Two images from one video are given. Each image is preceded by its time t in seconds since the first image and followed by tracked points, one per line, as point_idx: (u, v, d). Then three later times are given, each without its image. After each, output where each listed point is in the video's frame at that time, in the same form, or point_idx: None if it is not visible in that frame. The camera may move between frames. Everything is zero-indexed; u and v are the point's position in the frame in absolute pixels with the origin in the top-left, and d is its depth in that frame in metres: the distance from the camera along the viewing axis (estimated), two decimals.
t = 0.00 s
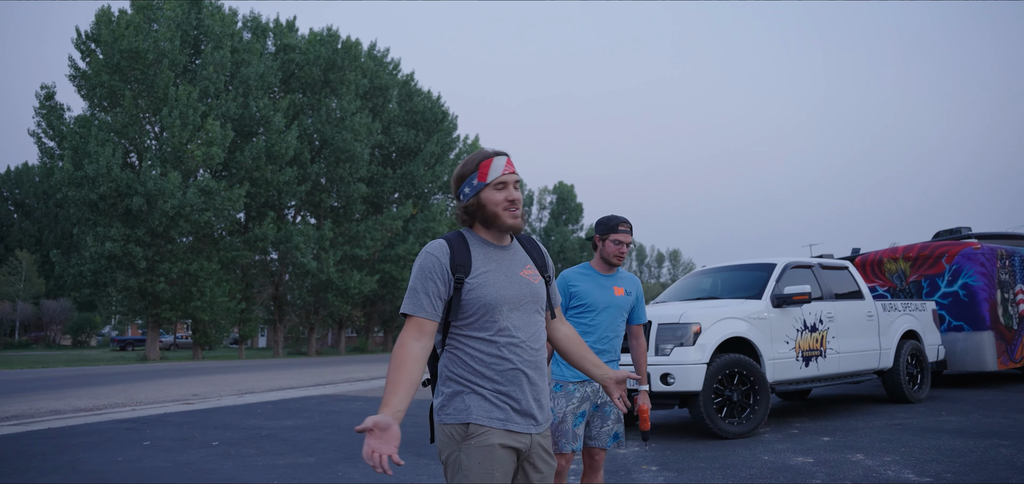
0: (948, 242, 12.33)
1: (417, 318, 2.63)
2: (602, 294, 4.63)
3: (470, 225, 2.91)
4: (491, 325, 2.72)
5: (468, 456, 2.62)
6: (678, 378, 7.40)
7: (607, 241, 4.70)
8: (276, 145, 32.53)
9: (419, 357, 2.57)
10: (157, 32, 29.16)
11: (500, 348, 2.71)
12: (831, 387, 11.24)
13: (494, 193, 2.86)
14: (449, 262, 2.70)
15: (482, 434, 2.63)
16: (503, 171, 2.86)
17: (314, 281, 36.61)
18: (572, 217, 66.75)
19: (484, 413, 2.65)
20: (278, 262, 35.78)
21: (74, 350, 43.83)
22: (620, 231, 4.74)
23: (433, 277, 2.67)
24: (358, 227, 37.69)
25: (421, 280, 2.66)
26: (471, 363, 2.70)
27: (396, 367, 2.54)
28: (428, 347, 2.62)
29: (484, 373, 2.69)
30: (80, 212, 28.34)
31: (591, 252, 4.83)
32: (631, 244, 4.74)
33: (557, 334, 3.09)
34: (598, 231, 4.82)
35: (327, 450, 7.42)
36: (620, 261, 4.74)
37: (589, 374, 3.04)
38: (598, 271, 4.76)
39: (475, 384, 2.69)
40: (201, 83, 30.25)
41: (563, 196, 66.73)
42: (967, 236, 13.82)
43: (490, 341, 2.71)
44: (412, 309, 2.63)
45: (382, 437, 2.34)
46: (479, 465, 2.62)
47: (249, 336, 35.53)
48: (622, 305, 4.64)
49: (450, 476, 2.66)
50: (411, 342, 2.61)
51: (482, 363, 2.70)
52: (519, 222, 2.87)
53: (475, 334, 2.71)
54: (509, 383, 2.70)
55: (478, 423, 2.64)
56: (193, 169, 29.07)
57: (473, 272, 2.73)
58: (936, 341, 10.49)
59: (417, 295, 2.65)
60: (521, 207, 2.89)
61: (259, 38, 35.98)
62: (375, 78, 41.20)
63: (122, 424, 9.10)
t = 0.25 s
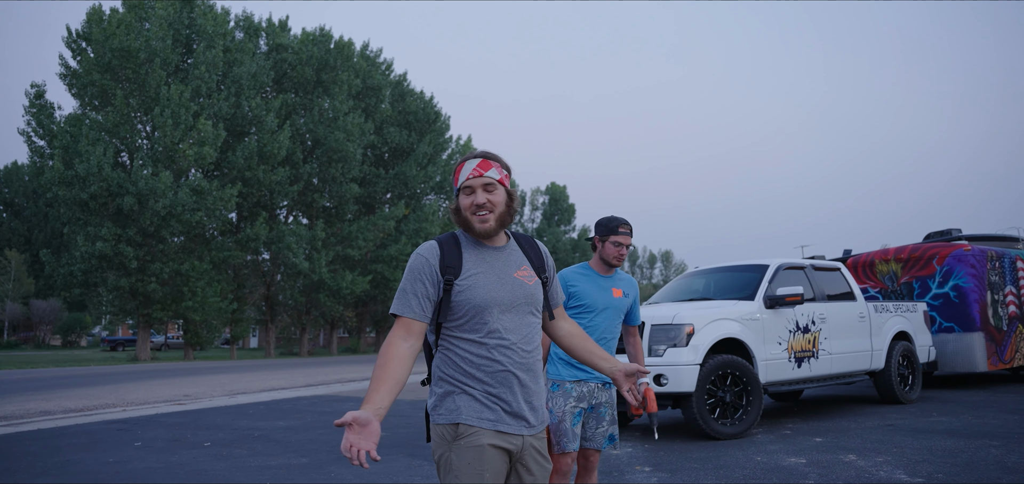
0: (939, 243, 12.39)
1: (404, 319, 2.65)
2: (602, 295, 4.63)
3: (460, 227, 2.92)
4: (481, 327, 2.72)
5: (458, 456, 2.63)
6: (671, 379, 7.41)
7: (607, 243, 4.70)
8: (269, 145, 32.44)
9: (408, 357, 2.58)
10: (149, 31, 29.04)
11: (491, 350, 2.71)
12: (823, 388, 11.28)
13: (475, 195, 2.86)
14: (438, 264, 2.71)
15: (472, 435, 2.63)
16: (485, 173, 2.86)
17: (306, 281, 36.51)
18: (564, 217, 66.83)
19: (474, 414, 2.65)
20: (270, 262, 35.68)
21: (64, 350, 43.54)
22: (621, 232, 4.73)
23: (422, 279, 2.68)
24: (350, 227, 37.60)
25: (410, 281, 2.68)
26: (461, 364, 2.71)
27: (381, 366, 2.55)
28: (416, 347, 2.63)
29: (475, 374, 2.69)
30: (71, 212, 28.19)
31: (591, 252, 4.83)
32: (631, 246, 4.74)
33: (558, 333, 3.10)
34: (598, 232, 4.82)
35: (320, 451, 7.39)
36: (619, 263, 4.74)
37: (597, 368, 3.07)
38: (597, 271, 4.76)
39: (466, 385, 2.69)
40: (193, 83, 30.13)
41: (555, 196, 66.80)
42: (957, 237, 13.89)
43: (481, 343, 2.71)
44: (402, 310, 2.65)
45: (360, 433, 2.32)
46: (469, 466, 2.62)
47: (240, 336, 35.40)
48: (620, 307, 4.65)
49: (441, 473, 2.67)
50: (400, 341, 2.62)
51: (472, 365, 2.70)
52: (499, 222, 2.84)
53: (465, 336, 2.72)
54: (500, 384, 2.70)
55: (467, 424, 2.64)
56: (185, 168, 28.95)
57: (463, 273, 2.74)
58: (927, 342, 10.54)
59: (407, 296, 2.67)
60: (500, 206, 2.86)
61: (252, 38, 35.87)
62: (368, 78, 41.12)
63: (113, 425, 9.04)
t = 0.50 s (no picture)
0: (932, 242, 12.45)
1: (400, 322, 2.67)
2: (600, 294, 4.64)
3: (454, 226, 2.92)
4: (475, 327, 2.72)
5: (450, 454, 2.63)
6: (666, 378, 7.41)
7: (603, 242, 4.72)
8: (262, 144, 32.35)
9: (403, 360, 2.60)
10: (141, 29, 28.92)
11: (483, 349, 2.71)
12: (817, 386, 11.33)
13: (465, 194, 2.86)
14: (431, 264, 2.71)
15: (465, 433, 2.64)
16: (473, 172, 2.86)
17: (299, 280, 36.42)
18: (557, 216, 66.90)
19: (467, 412, 2.66)
20: (263, 261, 35.58)
21: (57, 350, 43.31)
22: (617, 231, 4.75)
23: (416, 280, 2.69)
24: (343, 226, 37.53)
25: (404, 282, 2.69)
26: (455, 363, 2.71)
27: (390, 372, 2.59)
28: (411, 349, 2.65)
29: (468, 373, 2.70)
30: (62, 211, 28.06)
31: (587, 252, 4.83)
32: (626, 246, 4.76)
33: (552, 334, 3.08)
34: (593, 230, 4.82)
35: (315, 450, 7.38)
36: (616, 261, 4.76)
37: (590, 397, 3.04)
38: (594, 270, 4.77)
39: (459, 383, 2.70)
40: (186, 81, 30.01)
41: (549, 195, 66.86)
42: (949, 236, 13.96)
43: (473, 342, 2.71)
44: (396, 312, 2.67)
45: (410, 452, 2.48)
46: (462, 464, 2.62)
47: (234, 335, 35.29)
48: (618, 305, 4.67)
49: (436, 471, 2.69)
50: (395, 343, 2.64)
51: (466, 364, 2.71)
52: (487, 220, 2.83)
53: (458, 335, 2.72)
54: (492, 384, 2.71)
55: (460, 422, 2.65)
56: (178, 167, 28.85)
57: (456, 273, 2.73)
58: (920, 341, 10.59)
59: (400, 296, 2.68)
60: (487, 205, 2.85)
61: (245, 36, 35.77)
62: (361, 77, 41.01)
63: (107, 424, 9.01)
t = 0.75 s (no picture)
0: (925, 242, 12.50)
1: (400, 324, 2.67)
2: (596, 295, 4.64)
3: (449, 228, 2.93)
4: (471, 330, 2.72)
5: (446, 455, 2.64)
6: (661, 378, 7.42)
7: (596, 241, 4.67)
8: (256, 146, 32.29)
9: (402, 363, 2.60)
10: (134, 31, 28.82)
11: (480, 352, 2.72)
12: (812, 386, 11.36)
13: (458, 195, 2.87)
14: (428, 266, 2.71)
15: (461, 435, 2.64)
16: (464, 174, 2.87)
17: (293, 282, 36.33)
18: (552, 217, 66.93)
19: (463, 414, 2.67)
20: (258, 263, 35.49)
21: (50, 353, 43.11)
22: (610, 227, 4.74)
23: (413, 282, 2.69)
24: (338, 227, 37.47)
25: (401, 284, 2.69)
26: (451, 365, 2.72)
27: (397, 375, 2.59)
28: (409, 351, 2.65)
29: (464, 374, 2.70)
30: (56, 213, 27.95)
31: (580, 250, 4.83)
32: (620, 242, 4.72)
33: (541, 339, 3.09)
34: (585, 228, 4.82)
35: (310, 452, 7.37)
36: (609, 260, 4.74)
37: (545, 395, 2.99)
38: (588, 271, 4.76)
39: (456, 385, 2.70)
40: (180, 83, 29.92)
41: (543, 196, 66.88)
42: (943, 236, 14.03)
43: (470, 344, 2.72)
44: (394, 315, 2.67)
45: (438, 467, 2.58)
46: (459, 466, 2.62)
47: (228, 337, 35.18)
48: (614, 305, 4.67)
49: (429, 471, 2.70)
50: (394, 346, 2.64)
51: (463, 366, 2.71)
52: (481, 222, 2.84)
53: (454, 337, 2.73)
54: (489, 385, 2.71)
55: (456, 423, 2.65)
56: (171, 169, 28.77)
57: (453, 275, 2.73)
58: (914, 340, 10.63)
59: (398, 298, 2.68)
60: (482, 207, 2.86)
61: (238, 38, 35.70)
62: (355, 78, 40.97)
63: (102, 427, 8.98)
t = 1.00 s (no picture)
0: (923, 239, 12.52)
1: (401, 321, 2.67)
2: (594, 290, 4.61)
3: (449, 226, 2.93)
4: (470, 327, 2.72)
5: (446, 454, 2.63)
6: (660, 375, 7.42)
7: (589, 236, 4.66)
8: (254, 144, 32.28)
9: (402, 360, 2.60)
10: (131, 29, 28.77)
11: (479, 349, 2.72)
12: (810, 383, 11.38)
13: (455, 194, 2.87)
14: (427, 263, 2.71)
15: (460, 433, 2.64)
16: (459, 173, 2.88)
17: (292, 280, 36.31)
18: (550, 215, 66.92)
19: (462, 412, 2.66)
20: (256, 261, 35.45)
21: (49, 352, 43.06)
22: (602, 220, 4.70)
23: (413, 279, 2.69)
24: (336, 226, 37.46)
25: (401, 281, 2.69)
26: (451, 362, 2.72)
27: (394, 373, 2.58)
28: (409, 349, 2.64)
29: (463, 372, 2.70)
30: (53, 212, 27.89)
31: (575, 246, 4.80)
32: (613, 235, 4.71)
33: (549, 335, 3.11)
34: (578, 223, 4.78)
35: (310, 451, 7.37)
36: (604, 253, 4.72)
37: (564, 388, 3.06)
38: (584, 265, 4.74)
39: (454, 383, 2.71)
40: (177, 81, 29.88)
41: (541, 194, 66.86)
42: (941, 233, 14.05)
43: (468, 342, 2.72)
44: (395, 312, 2.67)
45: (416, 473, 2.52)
46: (458, 464, 2.62)
47: (227, 336, 35.15)
48: (613, 299, 4.65)
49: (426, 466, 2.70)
50: (395, 344, 2.64)
51: (463, 364, 2.71)
52: (480, 220, 2.84)
53: (453, 335, 2.73)
54: (487, 383, 2.71)
55: (455, 421, 2.65)
56: (169, 168, 28.73)
57: (453, 274, 2.74)
58: (913, 337, 10.65)
59: (397, 296, 2.68)
60: (482, 206, 2.85)
61: (236, 36, 35.65)
62: (353, 76, 40.94)
63: (101, 426, 8.98)
